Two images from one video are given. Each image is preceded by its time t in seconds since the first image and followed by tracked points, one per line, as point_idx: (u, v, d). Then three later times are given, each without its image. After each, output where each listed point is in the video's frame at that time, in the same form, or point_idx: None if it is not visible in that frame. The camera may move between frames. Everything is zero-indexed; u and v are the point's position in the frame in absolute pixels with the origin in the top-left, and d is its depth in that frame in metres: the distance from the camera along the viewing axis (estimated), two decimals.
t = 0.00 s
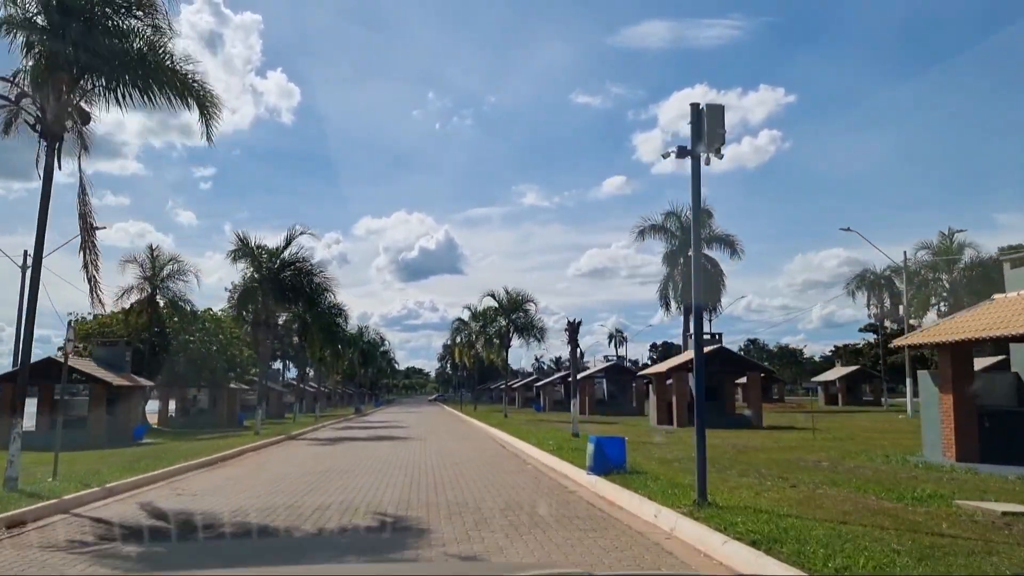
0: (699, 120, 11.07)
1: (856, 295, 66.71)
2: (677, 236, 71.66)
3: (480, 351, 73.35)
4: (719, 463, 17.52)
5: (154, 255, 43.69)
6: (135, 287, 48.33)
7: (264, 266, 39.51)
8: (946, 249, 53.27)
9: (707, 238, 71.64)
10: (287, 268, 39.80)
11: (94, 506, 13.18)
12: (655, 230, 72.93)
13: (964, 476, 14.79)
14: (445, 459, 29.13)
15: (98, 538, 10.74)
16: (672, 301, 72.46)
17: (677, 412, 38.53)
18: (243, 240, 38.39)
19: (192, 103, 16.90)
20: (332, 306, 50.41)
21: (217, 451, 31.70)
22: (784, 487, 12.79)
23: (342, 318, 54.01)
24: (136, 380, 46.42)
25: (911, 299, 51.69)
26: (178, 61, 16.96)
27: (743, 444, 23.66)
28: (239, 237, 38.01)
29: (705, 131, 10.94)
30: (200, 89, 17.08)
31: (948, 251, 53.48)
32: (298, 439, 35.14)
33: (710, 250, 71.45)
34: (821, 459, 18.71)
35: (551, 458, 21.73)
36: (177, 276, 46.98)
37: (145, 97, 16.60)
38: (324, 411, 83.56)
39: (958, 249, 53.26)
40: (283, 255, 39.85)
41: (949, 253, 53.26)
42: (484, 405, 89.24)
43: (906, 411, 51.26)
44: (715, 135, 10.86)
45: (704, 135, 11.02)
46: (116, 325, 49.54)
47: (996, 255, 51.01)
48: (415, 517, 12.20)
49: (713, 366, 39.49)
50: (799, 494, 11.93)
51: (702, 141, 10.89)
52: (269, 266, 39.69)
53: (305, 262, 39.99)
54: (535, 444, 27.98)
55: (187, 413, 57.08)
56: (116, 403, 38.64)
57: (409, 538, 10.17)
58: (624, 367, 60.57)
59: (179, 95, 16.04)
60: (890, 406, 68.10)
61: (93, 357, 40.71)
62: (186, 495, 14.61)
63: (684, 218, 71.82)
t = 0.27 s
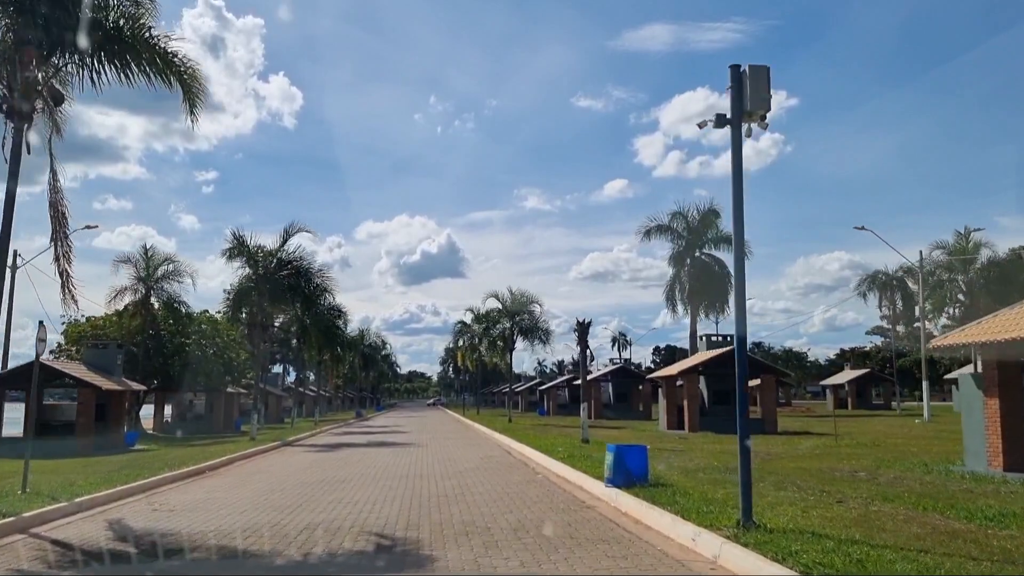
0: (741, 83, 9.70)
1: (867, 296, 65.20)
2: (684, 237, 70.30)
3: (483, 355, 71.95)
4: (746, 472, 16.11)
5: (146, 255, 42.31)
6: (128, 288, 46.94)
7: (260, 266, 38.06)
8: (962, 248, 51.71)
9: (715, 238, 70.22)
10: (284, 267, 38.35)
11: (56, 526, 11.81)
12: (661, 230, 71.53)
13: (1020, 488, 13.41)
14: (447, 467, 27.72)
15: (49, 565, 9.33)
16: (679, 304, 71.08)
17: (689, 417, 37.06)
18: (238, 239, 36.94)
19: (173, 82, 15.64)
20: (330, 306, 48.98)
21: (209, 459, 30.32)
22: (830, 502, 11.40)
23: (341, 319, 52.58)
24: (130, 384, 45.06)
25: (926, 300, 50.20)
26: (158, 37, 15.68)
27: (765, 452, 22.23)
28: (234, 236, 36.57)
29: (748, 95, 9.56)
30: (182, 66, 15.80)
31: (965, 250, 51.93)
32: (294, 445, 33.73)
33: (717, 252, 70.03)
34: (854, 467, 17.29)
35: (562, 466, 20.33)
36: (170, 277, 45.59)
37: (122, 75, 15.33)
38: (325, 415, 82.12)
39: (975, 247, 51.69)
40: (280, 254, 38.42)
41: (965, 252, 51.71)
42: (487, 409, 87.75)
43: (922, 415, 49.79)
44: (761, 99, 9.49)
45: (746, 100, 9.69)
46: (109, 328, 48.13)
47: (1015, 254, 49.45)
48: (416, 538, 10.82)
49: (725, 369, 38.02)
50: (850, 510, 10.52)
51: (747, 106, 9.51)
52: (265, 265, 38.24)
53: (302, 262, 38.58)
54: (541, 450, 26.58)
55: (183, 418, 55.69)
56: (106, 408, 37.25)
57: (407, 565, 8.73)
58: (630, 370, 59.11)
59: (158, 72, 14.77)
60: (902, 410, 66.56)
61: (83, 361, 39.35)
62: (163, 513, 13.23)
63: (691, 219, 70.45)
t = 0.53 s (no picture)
0: (795, 30, 8.29)
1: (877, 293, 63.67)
2: (689, 232, 68.78)
3: (483, 353, 70.62)
4: (778, 477, 14.66)
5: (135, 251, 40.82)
6: (117, 284, 45.47)
7: (252, 260, 36.49)
8: (978, 241, 50.05)
9: (720, 234, 68.69)
10: (278, 262, 36.76)
11: (5, 545, 10.43)
12: (665, 225, 70.02)
13: None
14: (448, 471, 26.25)
15: None
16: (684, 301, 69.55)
17: (699, 417, 35.53)
18: (229, 232, 35.38)
19: (143, 47, 14.23)
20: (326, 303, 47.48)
21: (197, 462, 28.89)
22: (886, 515, 9.99)
23: (337, 316, 51.10)
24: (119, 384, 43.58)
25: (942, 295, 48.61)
26: None
27: (789, 454, 20.73)
28: (225, 228, 34.99)
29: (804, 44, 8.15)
30: (157, 35, 14.42)
31: (980, 243, 50.23)
32: (287, 446, 32.31)
33: (723, 247, 68.49)
34: (892, 471, 15.85)
35: (571, 469, 18.92)
36: (161, 273, 44.19)
37: (86, 40, 13.93)
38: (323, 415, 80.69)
39: (990, 240, 49.99)
40: (273, 247, 36.89)
41: (981, 245, 50.03)
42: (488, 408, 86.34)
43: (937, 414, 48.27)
44: (821, 44, 8.07)
45: (799, 51, 8.31)
46: (98, 325, 46.65)
47: None
48: (411, 560, 9.46)
49: (737, 368, 36.49)
50: (916, 527, 9.12)
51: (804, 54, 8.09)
52: (257, 260, 36.66)
53: (296, 255, 37.05)
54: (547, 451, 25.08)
55: (176, 418, 54.26)
56: (92, 408, 35.83)
57: None
58: (635, 368, 57.62)
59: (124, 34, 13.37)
60: (914, 408, 64.99)
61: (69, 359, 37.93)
62: (128, 529, 11.82)
63: (696, 215, 68.92)
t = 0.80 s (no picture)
0: None
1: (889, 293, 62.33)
2: (696, 231, 67.31)
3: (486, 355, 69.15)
4: (820, 488, 13.25)
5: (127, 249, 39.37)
6: (109, 284, 44.05)
7: (248, 257, 35.03)
8: (996, 238, 48.59)
9: (729, 233, 67.20)
10: (275, 259, 35.31)
11: None
12: (672, 224, 68.57)
13: None
14: (450, 480, 24.77)
15: None
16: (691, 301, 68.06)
17: (712, 420, 34.04)
18: (223, 228, 33.90)
19: (110, 11, 12.81)
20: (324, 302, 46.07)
21: (188, 469, 27.45)
22: (968, 536, 8.61)
23: (337, 316, 49.70)
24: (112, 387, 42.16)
25: (960, 294, 47.14)
26: None
27: (819, 460, 19.31)
28: (218, 224, 33.54)
29: None
30: (133, 7, 13.22)
31: (999, 241, 48.77)
32: (283, 452, 30.89)
33: (731, 246, 67.03)
34: (943, 482, 14.40)
35: (585, 477, 17.49)
36: (154, 272, 42.80)
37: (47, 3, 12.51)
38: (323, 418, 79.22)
39: (1009, 238, 48.56)
40: (269, 244, 35.45)
41: (1000, 243, 48.58)
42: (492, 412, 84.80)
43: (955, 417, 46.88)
44: None
45: None
46: (90, 326, 45.22)
47: None
48: None
49: (752, 370, 35.09)
50: (1012, 555, 7.68)
51: None
52: (253, 257, 35.20)
53: (293, 253, 35.60)
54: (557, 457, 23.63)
55: (171, 422, 52.81)
56: (80, 412, 34.38)
57: None
58: (643, 369, 56.14)
59: None
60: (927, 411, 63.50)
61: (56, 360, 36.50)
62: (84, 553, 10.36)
63: (703, 213, 67.41)
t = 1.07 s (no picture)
0: None
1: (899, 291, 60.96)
2: (702, 227, 65.82)
3: (488, 354, 67.70)
4: (868, 499, 11.83)
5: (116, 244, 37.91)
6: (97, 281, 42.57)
7: (240, 252, 33.53)
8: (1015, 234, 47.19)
9: (735, 230, 65.70)
10: (268, 254, 33.79)
11: None
12: (677, 220, 67.09)
13: None
14: (449, 483, 23.17)
15: None
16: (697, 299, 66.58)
17: (725, 421, 32.51)
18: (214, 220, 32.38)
19: None
20: (320, 299, 44.60)
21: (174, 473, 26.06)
22: None
23: (334, 315, 48.22)
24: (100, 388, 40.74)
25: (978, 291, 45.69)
26: None
27: (849, 465, 17.88)
28: (209, 216, 32.06)
29: None
30: None
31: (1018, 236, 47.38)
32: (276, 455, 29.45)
33: (738, 243, 65.55)
34: (1000, 492, 12.96)
35: (596, 482, 15.99)
36: (144, 268, 41.37)
37: None
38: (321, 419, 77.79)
39: None
40: (261, 238, 33.94)
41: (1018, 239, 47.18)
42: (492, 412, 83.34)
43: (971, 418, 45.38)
44: None
45: None
46: (78, 324, 43.72)
47: None
48: None
49: (765, 370, 33.64)
50: None
51: None
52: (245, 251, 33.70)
53: (287, 247, 34.09)
54: (561, 459, 22.07)
55: (164, 424, 51.41)
56: (63, 413, 32.91)
57: None
58: (648, 368, 54.67)
59: None
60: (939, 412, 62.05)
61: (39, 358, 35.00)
62: None
63: (710, 209, 65.89)
